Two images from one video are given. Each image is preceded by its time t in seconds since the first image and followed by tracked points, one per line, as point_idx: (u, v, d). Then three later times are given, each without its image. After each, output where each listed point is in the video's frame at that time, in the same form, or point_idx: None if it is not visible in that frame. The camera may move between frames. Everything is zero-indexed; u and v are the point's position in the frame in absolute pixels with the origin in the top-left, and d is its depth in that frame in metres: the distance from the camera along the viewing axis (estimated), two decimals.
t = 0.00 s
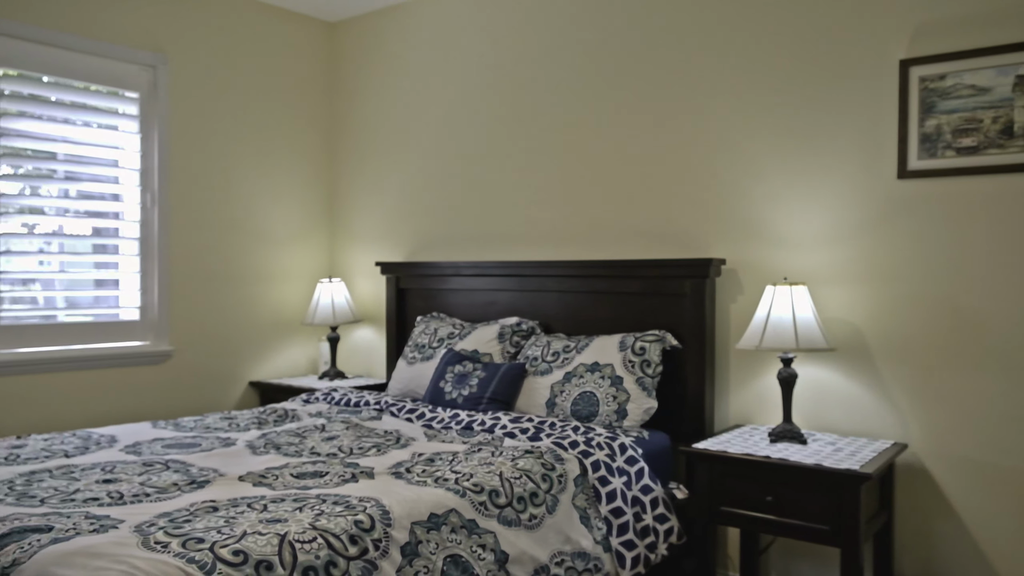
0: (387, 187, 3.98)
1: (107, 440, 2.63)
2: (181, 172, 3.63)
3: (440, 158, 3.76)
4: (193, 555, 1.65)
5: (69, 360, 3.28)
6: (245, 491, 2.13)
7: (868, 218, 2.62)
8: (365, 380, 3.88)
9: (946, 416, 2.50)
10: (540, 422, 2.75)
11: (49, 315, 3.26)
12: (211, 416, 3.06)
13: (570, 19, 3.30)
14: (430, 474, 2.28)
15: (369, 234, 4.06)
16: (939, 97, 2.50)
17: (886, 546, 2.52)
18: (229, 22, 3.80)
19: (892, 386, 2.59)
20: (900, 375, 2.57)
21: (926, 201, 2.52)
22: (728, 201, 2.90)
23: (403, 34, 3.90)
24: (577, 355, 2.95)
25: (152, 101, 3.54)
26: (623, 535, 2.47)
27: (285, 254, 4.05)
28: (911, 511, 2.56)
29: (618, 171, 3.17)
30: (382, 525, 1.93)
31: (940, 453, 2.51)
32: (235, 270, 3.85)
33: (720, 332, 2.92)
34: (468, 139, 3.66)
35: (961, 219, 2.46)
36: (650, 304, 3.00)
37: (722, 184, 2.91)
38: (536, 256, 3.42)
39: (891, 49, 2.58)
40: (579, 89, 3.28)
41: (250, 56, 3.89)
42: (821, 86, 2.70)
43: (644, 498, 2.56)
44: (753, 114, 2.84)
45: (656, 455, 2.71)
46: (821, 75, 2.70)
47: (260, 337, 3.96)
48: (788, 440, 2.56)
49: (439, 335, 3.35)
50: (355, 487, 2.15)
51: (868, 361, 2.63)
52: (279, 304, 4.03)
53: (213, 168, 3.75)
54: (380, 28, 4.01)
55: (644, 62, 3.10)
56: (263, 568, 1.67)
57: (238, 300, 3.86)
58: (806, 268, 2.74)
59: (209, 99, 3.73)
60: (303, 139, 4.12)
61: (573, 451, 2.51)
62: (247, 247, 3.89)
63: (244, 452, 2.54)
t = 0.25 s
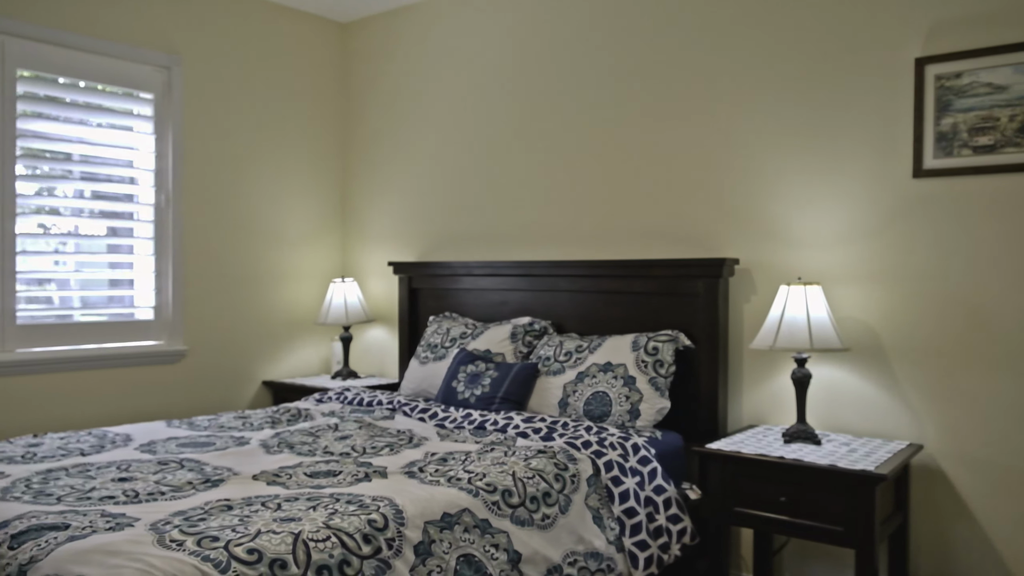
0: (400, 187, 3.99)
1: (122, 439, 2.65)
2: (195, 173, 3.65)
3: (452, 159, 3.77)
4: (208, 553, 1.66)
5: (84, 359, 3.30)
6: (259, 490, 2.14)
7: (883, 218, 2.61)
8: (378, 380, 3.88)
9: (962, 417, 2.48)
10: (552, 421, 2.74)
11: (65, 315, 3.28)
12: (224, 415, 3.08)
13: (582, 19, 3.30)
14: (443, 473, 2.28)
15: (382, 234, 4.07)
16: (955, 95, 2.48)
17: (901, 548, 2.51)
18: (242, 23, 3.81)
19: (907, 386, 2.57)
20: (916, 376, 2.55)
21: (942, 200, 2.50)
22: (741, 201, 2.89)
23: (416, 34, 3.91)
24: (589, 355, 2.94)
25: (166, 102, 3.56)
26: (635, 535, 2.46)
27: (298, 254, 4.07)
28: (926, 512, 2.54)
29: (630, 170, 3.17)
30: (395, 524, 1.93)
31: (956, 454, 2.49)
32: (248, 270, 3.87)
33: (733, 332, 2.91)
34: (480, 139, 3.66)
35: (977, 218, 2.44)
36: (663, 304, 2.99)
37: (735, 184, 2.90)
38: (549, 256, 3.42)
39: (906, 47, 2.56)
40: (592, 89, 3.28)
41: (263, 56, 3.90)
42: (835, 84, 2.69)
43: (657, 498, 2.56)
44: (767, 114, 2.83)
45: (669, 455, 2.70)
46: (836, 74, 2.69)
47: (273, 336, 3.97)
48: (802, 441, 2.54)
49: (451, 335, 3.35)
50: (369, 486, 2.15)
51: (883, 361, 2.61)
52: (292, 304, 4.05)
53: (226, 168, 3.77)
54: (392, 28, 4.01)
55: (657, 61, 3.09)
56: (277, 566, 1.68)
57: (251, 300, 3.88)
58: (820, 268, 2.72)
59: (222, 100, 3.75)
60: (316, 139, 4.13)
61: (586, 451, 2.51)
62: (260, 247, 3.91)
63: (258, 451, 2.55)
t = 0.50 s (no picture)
0: (412, 187, 4.00)
1: (136, 438, 2.66)
2: (208, 173, 3.67)
3: (464, 159, 3.77)
4: (222, 551, 1.67)
5: (98, 359, 3.33)
6: (272, 489, 2.15)
7: (897, 217, 2.59)
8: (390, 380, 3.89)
9: (978, 418, 2.46)
10: (564, 421, 2.74)
11: (79, 314, 3.30)
12: (237, 414, 3.09)
13: (594, 19, 3.30)
14: (455, 473, 2.28)
15: (393, 235, 4.08)
16: (970, 94, 2.46)
17: (916, 549, 2.49)
18: (255, 24, 3.83)
19: (922, 387, 2.55)
20: (931, 376, 2.54)
21: (957, 200, 2.48)
22: (754, 200, 2.88)
23: (428, 34, 3.92)
24: (601, 355, 2.94)
25: (180, 103, 3.58)
26: (648, 535, 2.46)
27: (310, 254, 4.08)
28: (941, 514, 2.52)
29: (643, 170, 3.16)
30: (407, 524, 1.93)
31: (971, 455, 2.47)
32: (261, 270, 3.88)
33: (746, 332, 2.90)
34: (492, 139, 3.66)
35: (993, 217, 2.42)
36: (675, 304, 2.98)
37: (748, 184, 2.89)
38: (561, 256, 3.42)
39: (920, 46, 2.54)
40: (603, 89, 3.27)
41: (276, 58, 3.92)
42: (849, 83, 2.68)
43: (670, 498, 2.55)
44: (780, 113, 2.82)
45: (682, 456, 2.69)
46: (849, 73, 2.67)
47: (285, 336, 3.99)
48: (816, 441, 2.53)
49: (463, 335, 3.35)
50: (381, 486, 2.16)
51: (897, 362, 2.59)
52: (304, 304, 4.06)
53: (238, 169, 3.78)
54: (404, 29, 4.02)
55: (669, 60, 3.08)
56: (290, 565, 1.68)
57: (264, 300, 3.89)
58: (833, 268, 2.71)
59: (235, 101, 3.77)
60: (328, 140, 4.14)
61: (598, 452, 2.51)
62: (272, 247, 3.92)
63: (271, 450, 2.56)
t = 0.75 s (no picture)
0: (423, 187, 4.00)
1: (149, 437, 2.68)
2: (220, 173, 3.69)
3: (475, 159, 3.77)
4: (235, 550, 1.67)
5: (111, 358, 3.35)
6: (284, 488, 2.16)
7: (911, 217, 2.57)
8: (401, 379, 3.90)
9: (993, 418, 2.44)
10: (576, 421, 2.74)
11: (93, 314, 3.32)
12: (250, 413, 3.10)
13: (605, 18, 3.29)
14: (466, 473, 2.28)
15: (405, 234, 4.09)
16: (985, 92, 2.44)
17: (930, 551, 2.47)
18: (267, 25, 3.84)
19: (936, 387, 2.53)
20: (945, 376, 2.52)
21: (971, 199, 2.46)
22: (766, 200, 2.87)
23: (439, 34, 3.92)
24: (612, 355, 2.93)
25: (192, 104, 3.60)
26: (659, 536, 2.45)
27: (321, 254, 4.09)
28: (955, 515, 2.50)
29: (654, 169, 3.15)
30: (419, 523, 1.93)
31: (986, 456, 2.45)
32: (273, 270, 3.90)
33: (758, 332, 2.89)
34: (503, 139, 3.66)
35: (1009, 216, 2.40)
36: (686, 304, 2.97)
37: (760, 183, 2.88)
38: (572, 255, 3.42)
39: (935, 44, 2.53)
40: (615, 88, 3.27)
41: (288, 58, 3.93)
42: (862, 82, 2.66)
43: (681, 499, 2.54)
44: (793, 112, 2.81)
45: (693, 456, 2.68)
46: (863, 71, 2.66)
47: (297, 336, 4.00)
48: (829, 442, 2.52)
49: (474, 334, 3.35)
50: (392, 485, 2.16)
51: (911, 362, 2.58)
52: (315, 303, 4.07)
53: (250, 169, 3.80)
54: (415, 29, 4.03)
55: (681, 60, 3.08)
56: (302, 564, 1.68)
57: (276, 299, 3.91)
58: (846, 268, 2.69)
59: (247, 102, 3.78)
60: (340, 140, 4.15)
61: (610, 452, 2.50)
62: (284, 247, 3.94)
63: (283, 449, 2.57)
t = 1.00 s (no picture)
0: (433, 187, 4.01)
1: (161, 436, 2.69)
2: (231, 173, 3.70)
3: (485, 158, 3.78)
4: (247, 549, 1.68)
5: (124, 358, 3.36)
6: (296, 487, 2.16)
7: (924, 216, 2.56)
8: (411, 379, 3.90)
9: (1007, 419, 2.42)
10: (586, 421, 2.74)
11: (105, 313, 3.34)
12: (261, 412, 3.11)
13: (616, 18, 3.29)
14: (477, 472, 2.28)
15: (415, 234, 4.09)
16: (999, 90, 2.43)
17: (943, 552, 2.46)
18: (278, 26, 3.86)
19: (948, 387, 2.52)
20: (958, 376, 2.50)
21: (985, 198, 2.45)
22: (777, 199, 2.86)
23: (449, 35, 3.92)
24: (623, 355, 2.93)
25: (204, 104, 3.61)
26: (670, 536, 2.45)
27: (332, 254, 4.10)
28: (968, 516, 2.48)
29: (665, 169, 3.15)
30: (430, 522, 1.94)
31: (999, 457, 2.44)
32: (283, 270, 3.91)
33: (769, 332, 2.88)
34: (513, 139, 3.66)
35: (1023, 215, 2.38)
36: (697, 303, 2.97)
37: (772, 182, 2.87)
38: (582, 255, 3.41)
39: (948, 42, 2.51)
40: (625, 88, 3.26)
41: (299, 59, 3.94)
42: (874, 81, 2.65)
43: (692, 499, 2.54)
44: (804, 111, 2.80)
45: (704, 456, 2.68)
46: (875, 70, 2.65)
47: (307, 336, 4.01)
48: (840, 443, 2.51)
49: (484, 334, 3.36)
50: (403, 485, 2.16)
51: (923, 362, 2.56)
52: (326, 303, 4.08)
53: (261, 169, 3.81)
54: (425, 29, 4.03)
55: (692, 59, 3.07)
56: (314, 563, 1.69)
57: (286, 299, 3.92)
58: (858, 267, 2.68)
59: (258, 102, 3.79)
60: (350, 140, 4.16)
61: (620, 452, 2.50)
62: (294, 247, 3.95)
63: (294, 448, 2.58)
